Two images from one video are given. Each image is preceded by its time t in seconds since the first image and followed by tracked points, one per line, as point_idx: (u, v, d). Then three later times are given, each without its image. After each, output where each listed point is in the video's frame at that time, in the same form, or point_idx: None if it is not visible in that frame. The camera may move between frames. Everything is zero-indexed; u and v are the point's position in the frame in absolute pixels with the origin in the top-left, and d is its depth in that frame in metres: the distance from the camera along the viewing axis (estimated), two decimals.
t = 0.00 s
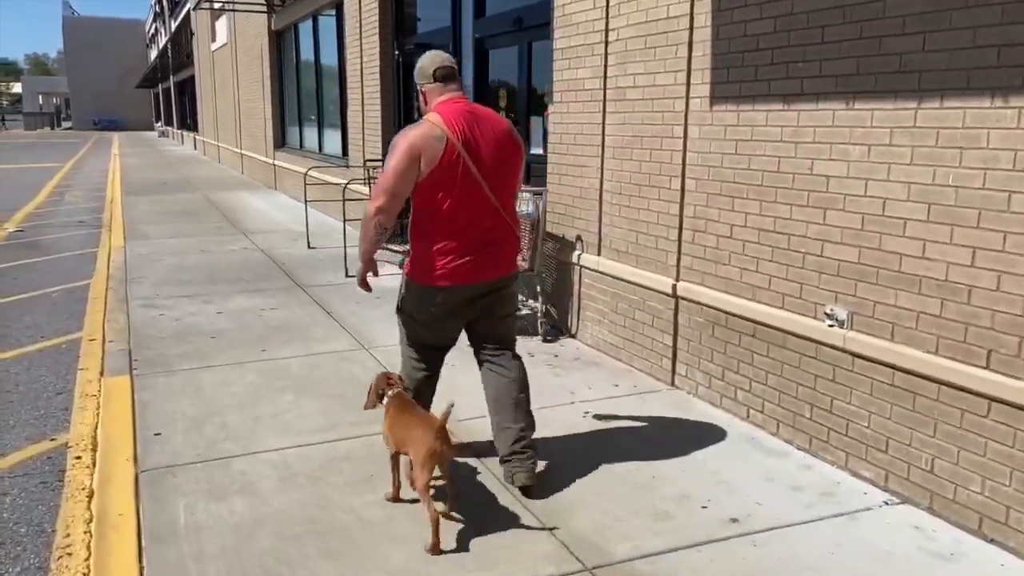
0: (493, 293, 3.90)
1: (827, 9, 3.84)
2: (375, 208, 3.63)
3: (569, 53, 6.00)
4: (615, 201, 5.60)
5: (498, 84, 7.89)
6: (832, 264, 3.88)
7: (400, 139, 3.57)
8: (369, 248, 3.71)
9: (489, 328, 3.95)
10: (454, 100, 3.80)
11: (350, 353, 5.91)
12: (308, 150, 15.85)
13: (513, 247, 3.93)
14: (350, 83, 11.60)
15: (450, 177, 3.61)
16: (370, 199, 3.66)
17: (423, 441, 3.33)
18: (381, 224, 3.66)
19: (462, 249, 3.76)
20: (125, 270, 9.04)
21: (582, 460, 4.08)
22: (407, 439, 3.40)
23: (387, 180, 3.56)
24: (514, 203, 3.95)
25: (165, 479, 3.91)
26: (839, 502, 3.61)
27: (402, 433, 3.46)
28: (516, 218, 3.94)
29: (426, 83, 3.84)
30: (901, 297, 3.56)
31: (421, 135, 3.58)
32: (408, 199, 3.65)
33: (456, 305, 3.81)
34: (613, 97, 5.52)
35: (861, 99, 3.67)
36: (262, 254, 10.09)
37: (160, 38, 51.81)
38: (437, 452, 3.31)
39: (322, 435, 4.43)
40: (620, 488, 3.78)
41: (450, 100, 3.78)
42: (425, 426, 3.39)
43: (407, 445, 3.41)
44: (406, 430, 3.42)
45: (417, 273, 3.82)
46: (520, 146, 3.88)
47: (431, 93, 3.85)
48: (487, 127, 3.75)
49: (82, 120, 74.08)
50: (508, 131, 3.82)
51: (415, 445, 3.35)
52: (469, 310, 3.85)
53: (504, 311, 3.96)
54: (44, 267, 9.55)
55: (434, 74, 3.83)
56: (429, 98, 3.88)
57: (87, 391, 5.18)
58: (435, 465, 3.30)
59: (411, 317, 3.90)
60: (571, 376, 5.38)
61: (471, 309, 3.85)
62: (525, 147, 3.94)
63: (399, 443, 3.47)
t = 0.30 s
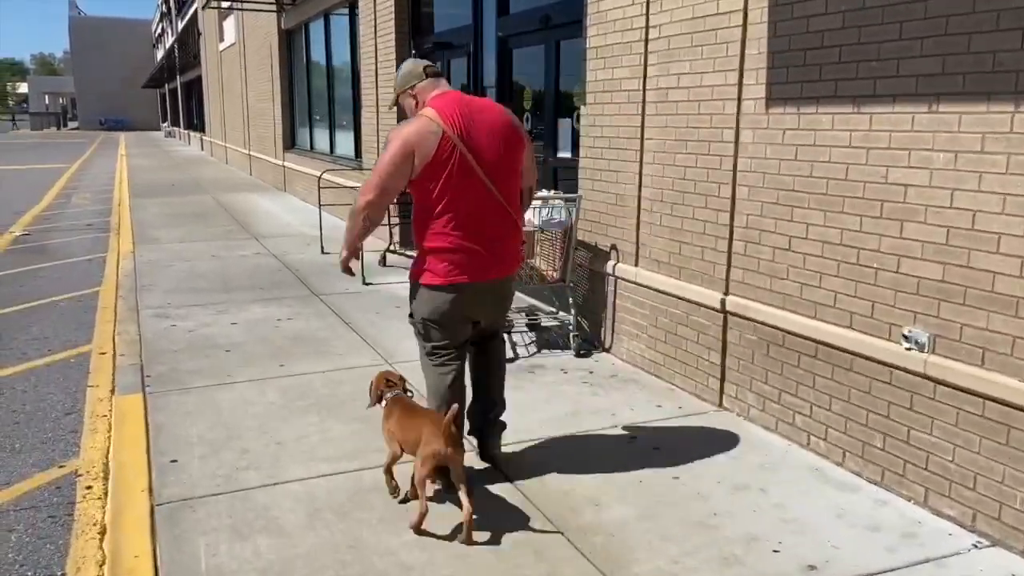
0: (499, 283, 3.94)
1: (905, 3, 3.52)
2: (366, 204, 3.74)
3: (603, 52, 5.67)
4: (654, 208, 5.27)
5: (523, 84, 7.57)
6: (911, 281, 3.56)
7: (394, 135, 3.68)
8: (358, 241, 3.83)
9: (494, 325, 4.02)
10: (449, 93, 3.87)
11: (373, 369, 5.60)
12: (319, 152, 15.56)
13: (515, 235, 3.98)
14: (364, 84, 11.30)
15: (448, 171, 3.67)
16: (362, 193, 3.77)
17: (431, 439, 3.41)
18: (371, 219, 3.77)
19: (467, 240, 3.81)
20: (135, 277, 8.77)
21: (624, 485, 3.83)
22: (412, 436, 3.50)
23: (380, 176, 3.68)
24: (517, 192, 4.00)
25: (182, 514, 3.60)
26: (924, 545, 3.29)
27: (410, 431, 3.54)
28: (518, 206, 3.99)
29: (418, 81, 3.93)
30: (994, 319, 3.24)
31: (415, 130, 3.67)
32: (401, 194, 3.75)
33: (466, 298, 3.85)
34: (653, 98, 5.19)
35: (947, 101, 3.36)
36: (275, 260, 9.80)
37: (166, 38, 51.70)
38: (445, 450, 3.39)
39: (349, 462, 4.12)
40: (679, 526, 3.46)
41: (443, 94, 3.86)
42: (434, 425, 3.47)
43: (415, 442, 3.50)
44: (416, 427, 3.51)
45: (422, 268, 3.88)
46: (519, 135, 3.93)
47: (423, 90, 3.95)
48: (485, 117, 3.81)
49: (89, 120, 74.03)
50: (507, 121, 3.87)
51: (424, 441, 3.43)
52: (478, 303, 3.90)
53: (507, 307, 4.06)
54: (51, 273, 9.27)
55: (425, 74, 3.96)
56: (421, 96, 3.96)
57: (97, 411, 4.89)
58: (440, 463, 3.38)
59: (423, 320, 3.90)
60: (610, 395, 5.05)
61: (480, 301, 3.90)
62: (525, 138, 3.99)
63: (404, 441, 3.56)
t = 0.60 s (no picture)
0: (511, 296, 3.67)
1: None
2: (387, 212, 3.47)
3: (638, 47, 5.33)
4: (693, 213, 4.91)
5: (545, 82, 7.23)
6: (999, 298, 3.21)
7: (412, 141, 3.43)
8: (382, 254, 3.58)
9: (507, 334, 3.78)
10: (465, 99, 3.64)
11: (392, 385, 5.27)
12: (328, 152, 15.25)
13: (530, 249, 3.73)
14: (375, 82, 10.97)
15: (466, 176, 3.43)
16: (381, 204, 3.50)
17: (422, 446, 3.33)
18: (394, 227, 3.50)
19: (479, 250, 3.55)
20: (140, 282, 8.47)
21: (676, 519, 3.49)
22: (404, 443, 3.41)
23: (400, 183, 3.40)
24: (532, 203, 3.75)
25: (192, 553, 3.27)
26: None
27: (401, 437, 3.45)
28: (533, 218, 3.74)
29: (434, 88, 3.69)
30: None
31: (433, 136, 3.42)
32: (422, 202, 3.49)
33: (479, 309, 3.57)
34: (694, 95, 4.85)
35: None
36: (285, 264, 9.48)
37: (171, 38, 51.53)
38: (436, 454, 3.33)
39: (373, 491, 3.79)
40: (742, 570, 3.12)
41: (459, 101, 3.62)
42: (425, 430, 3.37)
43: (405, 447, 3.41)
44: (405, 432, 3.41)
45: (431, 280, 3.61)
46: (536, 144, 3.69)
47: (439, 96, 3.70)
48: (501, 123, 3.58)
49: (94, 120, 73.95)
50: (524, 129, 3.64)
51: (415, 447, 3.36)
52: (491, 313, 3.63)
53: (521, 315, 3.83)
54: (54, 278, 8.97)
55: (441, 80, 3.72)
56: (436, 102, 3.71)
57: (100, 432, 4.56)
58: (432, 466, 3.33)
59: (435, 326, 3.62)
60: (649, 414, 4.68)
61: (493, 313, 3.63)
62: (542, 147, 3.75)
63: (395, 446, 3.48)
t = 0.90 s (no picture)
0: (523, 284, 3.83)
1: None
2: (405, 197, 3.59)
3: (674, 42, 4.98)
4: (736, 221, 4.56)
5: (569, 81, 6.88)
6: None
7: (431, 125, 3.53)
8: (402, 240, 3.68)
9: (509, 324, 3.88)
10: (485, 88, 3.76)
11: (412, 404, 4.93)
12: (336, 153, 14.94)
13: (541, 238, 3.90)
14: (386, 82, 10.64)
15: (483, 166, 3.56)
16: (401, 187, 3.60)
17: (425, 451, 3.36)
18: (411, 212, 3.62)
19: (494, 238, 3.71)
20: (145, 289, 8.15)
21: (736, 564, 3.15)
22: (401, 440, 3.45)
23: (419, 167, 3.54)
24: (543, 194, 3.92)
25: None
26: None
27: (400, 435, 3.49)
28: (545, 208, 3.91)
29: (455, 72, 3.79)
30: None
31: (453, 122, 3.54)
32: (439, 186, 3.61)
33: (486, 296, 3.74)
34: (739, 94, 4.49)
35: None
36: (293, 270, 9.14)
37: (176, 38, 51.33)
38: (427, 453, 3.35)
39: (398, 528, 3.46)
40: None
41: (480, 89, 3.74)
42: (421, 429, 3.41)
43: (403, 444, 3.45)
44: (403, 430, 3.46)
45: (444, 264, 3.74)
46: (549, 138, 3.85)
47: (458, 83, 3.80)
48: (518, 115, 3.72)
49: (99, 120, 73.81)
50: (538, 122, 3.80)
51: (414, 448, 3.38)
52: (496, 301, 3.79)
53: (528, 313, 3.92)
54: (55, 284, 8.65)
55: (460, 64, 3.80)
56: (455, 89, 3.80)
57: (101, 457, 4.23)
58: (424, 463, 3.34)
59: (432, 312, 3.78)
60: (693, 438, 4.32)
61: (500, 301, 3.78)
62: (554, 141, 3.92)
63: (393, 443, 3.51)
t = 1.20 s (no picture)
0: (516, 292, 3.74)
1: None
2: (395, 210, 3.58)
3: (717, 35, 4.66)
4: (787, 227, 4.24)
5: (595, 79, 6.57)
6: None
7: (419, 138, 3.53)
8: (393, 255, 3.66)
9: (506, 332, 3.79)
10: (478, 95, 3.73)
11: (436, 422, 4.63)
12: (345, 153, 14.65)
13: (536, 245, 3.81)
14: (398, 81, 10.35)
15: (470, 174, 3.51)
16: (391, 201, 3.60)
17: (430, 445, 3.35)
18: (402, 225, 3.60)
19: (484, 246, 3.64)
20: (151, 295, 7.87)
21: None
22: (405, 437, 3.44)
23: (407, 180, 3.52)
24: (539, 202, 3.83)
25: None
26: None
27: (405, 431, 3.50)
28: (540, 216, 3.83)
29: (448, 81, 3.80)
30: None
31: (440, 132, 3.52)
32: (428, 200, 3.59)
33: (477, 303, 3.67)
34: (791, 91, 4.18)
35: None
36: (304, 276, 8.86)
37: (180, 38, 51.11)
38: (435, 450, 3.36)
39: (432, 567, 3.16)
40: None
41: (473, 97, 3.72)
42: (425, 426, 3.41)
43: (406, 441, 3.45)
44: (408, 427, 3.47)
45: (436, 273, 3.71)
46: (544, 144, 3.77)
47: (452, 91, 3.81)
48: (509, 122, 3.65)
49: (102, 120, 73.67)
50: (532, 129, 3.72)
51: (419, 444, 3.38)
52: (489, 308, 3.72)
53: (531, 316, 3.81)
54: (58, 290, 8.37)
55: (454, 72, 3.81)
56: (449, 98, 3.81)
57: (107, 482, 3.93)
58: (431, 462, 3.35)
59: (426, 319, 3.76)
60: (744, 462, 4.01)
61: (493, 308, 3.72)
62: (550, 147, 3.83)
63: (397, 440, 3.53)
